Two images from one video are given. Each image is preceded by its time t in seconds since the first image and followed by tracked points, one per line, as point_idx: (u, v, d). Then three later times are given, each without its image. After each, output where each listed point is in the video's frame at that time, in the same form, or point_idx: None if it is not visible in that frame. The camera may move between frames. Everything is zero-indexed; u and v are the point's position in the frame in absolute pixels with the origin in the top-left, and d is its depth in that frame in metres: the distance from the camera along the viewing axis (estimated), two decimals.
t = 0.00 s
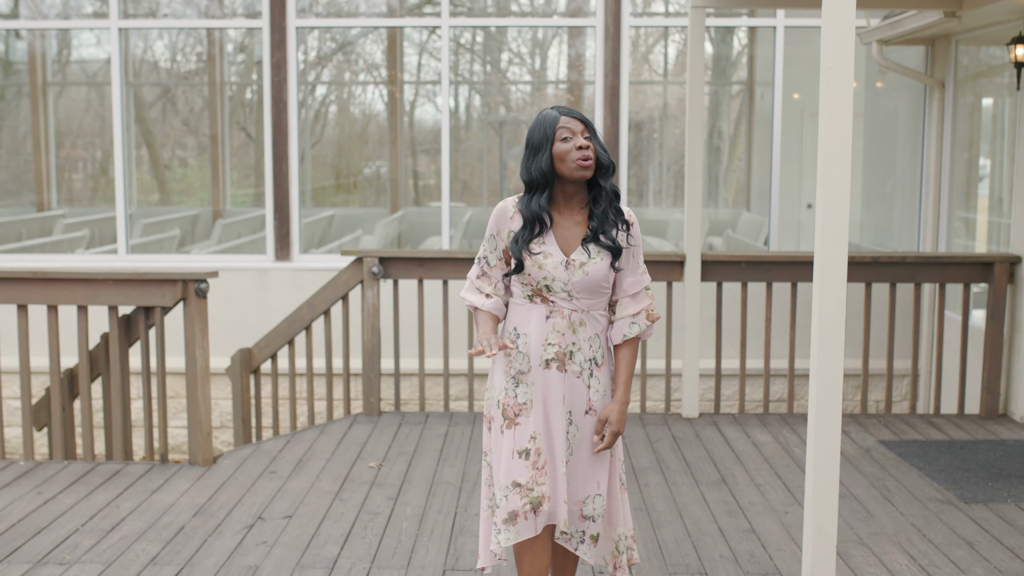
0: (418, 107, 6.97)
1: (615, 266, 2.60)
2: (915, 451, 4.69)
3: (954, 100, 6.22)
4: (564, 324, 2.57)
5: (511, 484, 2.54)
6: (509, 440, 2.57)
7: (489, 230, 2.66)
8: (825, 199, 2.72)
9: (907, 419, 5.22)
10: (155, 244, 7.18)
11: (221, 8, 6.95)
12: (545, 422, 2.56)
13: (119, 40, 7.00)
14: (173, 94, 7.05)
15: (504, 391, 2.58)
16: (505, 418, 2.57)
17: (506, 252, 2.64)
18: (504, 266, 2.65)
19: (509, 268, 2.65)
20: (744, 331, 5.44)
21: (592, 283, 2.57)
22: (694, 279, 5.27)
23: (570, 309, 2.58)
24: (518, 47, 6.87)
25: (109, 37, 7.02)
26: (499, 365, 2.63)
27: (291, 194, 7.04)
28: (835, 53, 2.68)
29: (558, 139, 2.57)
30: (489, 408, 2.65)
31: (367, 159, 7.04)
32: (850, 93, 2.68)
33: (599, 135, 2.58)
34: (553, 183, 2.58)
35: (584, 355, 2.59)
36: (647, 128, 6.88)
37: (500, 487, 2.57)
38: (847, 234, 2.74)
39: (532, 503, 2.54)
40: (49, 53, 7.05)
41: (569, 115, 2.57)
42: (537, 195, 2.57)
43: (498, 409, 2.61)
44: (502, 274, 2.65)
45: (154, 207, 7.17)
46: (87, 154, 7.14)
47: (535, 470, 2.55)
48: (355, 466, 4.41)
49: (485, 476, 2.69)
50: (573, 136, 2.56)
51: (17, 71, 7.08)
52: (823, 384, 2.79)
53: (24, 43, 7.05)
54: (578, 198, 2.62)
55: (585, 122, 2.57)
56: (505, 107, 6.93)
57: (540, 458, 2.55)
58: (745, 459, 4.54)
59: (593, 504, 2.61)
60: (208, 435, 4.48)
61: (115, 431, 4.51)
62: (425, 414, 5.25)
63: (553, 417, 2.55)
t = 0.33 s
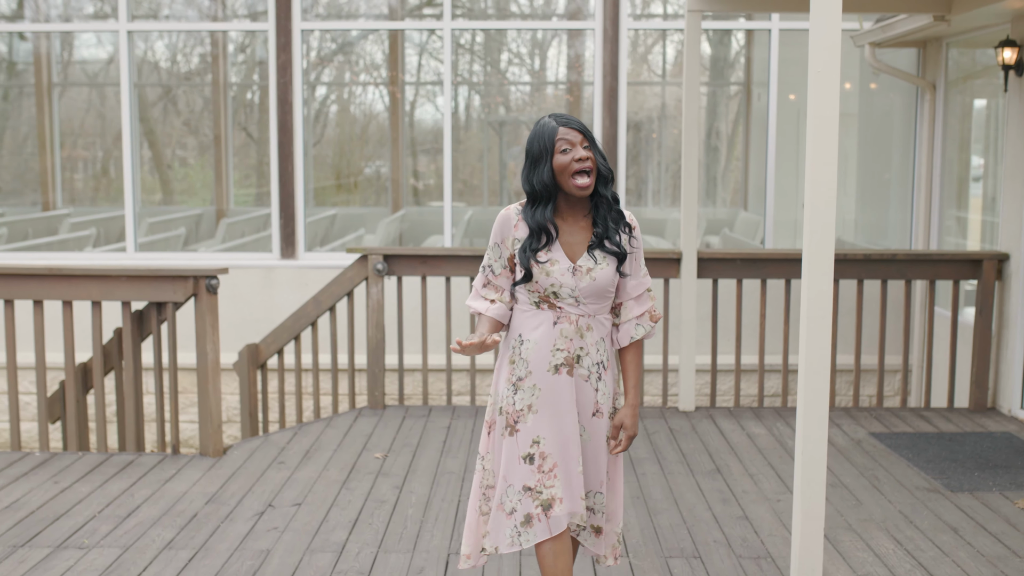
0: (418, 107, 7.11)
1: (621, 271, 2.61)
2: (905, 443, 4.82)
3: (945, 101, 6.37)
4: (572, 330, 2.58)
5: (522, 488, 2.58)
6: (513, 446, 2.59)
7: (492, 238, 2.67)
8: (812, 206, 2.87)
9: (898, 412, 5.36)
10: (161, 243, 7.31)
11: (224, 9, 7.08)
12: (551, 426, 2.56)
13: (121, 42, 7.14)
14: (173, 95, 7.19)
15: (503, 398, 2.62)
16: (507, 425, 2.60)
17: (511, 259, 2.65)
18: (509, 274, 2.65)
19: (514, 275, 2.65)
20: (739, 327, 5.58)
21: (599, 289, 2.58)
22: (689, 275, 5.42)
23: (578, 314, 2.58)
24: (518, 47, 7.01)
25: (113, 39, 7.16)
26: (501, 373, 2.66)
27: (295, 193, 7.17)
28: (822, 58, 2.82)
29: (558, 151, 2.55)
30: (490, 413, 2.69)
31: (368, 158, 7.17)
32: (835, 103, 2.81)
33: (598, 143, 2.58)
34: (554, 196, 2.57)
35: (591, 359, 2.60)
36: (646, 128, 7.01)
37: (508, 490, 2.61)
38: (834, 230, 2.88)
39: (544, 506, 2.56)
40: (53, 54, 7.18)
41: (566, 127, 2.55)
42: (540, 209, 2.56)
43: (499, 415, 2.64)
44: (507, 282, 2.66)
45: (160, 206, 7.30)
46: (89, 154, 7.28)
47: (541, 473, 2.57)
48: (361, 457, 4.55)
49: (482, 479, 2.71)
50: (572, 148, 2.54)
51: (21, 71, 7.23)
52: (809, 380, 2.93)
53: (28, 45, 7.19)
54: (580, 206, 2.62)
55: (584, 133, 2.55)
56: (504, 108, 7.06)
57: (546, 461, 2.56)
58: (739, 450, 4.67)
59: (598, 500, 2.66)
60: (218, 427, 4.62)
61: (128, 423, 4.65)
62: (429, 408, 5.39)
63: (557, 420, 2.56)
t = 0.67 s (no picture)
0: (418, 108, 7.23)
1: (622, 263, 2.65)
2: (894, 436, 4.94)
3: (935, 102, 6.49)
4: (575, 324, 2.63)
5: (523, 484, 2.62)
6: (515, 441, 2.65)
7: (490, 238, 2.68)
8: (799, 214, 2.98)
9: (888, 407, 5.49)
10: (164, 242, 7.43)
11: (226, 11, 7.20)
12: (552, 422, 2.64)
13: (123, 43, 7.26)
14: (174, 94, 7.30)
15: (506, 394, 2.66)
16: (509, 421, 2.65)
17: (512, 257, 2.66)
18: (510, 272, 2.67)
19: (516, 273, 2.68)
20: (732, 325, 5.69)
21: (601, 282, 2.62)
22: (683, 272, 5.54)
23: (581, 308, 2.63)
24: (518, 48, 7.13)
25: (114, 41, 7.28)
26: (502, 369, 2.70)
27: (298, 193, 7.29)
28: (806, 60, 2.92)
29: (552, 145, 2.61)
30: (489, 407, 2.72)
31: (369, 159, 7.29)
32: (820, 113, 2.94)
33: (592, 136, 2.63)
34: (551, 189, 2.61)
35: (594, 353, 2.64)
36: (644, 128, 7.13)
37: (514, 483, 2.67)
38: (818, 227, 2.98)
39: (543, 499, 2.64)
40: (56, 55, 7.30)
41: (559, 120, 2.61)
42: (537, 202, 2.60)
43: (501, 411, 2.68)
44: (508, 280, 2.68)
45: (163, 206, 7.42)
46: (89, 154, 7.40)
47: (543, 467, 2.64)
48: (363, 449, 4.67)
49: (483, 474, 2.74)
50: (567, 141, 2.60)
51: (24, 72, 7.35)
52: (796, 379, 3.02)
53: (31, 46, 7.32)
54: (577, 199, 2.67)
55: (577, 125, 2.61)
56: (504, 108, 7.18)
57: (547, 455, 2.64)
58: (731, 444, 4.79)
59: (603, 503, 2.65)
60: (223, 420, 4.74)
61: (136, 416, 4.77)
62: (429, 403, 5.50)
63: (562, 416, 2.63)
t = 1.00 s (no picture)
0: (418, 108, 7.35)
1: (610, 261, 2.65)
2: (881, 428, 5.07)
3: (924, 102, 6.62)
4: (564, 321, 2.64)
5: (518, 476, 2.67)
6: (509, 435, 2.66)
7: (484, 234, 2.71)
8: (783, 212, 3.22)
9: (876, 400, 5.62)
10: (167, 240, 7.57)
11: (227, 13, 7.33)
12: (547, 416, 2.65)
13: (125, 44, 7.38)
14: (174, 94, 7.43)
15: (500, 389, 2.69)
16: (503, 416, 2.67)
17: (504, 252, 2.69)
18: (504, 268, 2.70)
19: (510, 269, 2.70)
20: (725, 320, 5.82)
21: (589, 281, 2.62)
22: (676, 268, 5.67)
23: (569, 306, 2.64)
24: (517, 49, 7.25)
25: (115, 41, 7.40)
26: (497, 364, 2.73)
27: (300, 192, 7.41)
28: (789, 66, 3.13)
29: (545, 144, 2.60)
30: (488, 403, 2.75)
31: (369, 158, 7.42)
32: (802, 114, 3.17)
33: (584, 134, 2.63)
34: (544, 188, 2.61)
35: (585, 350, 2.65)
36: (642, 128, 7.26)
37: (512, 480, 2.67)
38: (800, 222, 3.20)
39: (539, 490, 2.69)
40: (59, 56, 7.43)
41: (551, 118, 2.60)
42: (531, 201, 2.61)
43: (497, 405, 2.70)
44: (503, 274, 2.70)
45: (166, 204, 7.55)
46: (90, 154, 7.52)
47: (538, 460, 2.67)
48: (364, 440, 4.80)
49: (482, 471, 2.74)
50: (560, 139, 2.59)
51: (26, 73, 7.47)
52: (779, 367, 3.23)
53: (33, 46, 7.44)
54: (569, 197, 2.67)
55: (569, 124, 2.61)
56: (502, 108, 7.31)
57: (541, 448, 2.67)
58: (722, 435, 4.91)
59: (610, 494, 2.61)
60: (227, 412, 4.87)
61: (143, 408, 4.90)
62: (428, 397, 5.63)
63: (556, 411, 2.63)
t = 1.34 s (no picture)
0: (417, 108, 7.49)
1: (594, 265, 2.64)
2: (869, 421, 5.20)
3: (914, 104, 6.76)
4: (546, 325, 2.62)
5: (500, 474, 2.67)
6: (502, 437, 2.67)
7: (472, 235, 2.68)
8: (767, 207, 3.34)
9: (865, 395, 5.75)
10: (170, 239, 7.71)
11: (229, 15, 7.46)
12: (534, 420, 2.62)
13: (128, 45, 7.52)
14: (173, 94, 7.55)
15: (491, 392, 2.68)
16: (495, 419, 2.67)
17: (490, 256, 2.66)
18: (490, 270, 2.66)
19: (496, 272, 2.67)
20: (717, 317, 5.95)
21: (572, 284, 2.61)
22: (669, 265, 5.81)
23: (551, 309, 2.62)
24: (516, 49, 7.38)
25: (115, 42, 7.53)
26: (489, 369, 2.72)
27: (302, 191, 7.55)
28: (774, 70, 3.27)
29: (540, 162, 2.57)
30: (483, 405, 2.75)
31: (368, 158, 7.55)
32: (786, 118, 3.31)
33: (578, 151, 2.62)
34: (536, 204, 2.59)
35: (569, 354, 2.62)
36: (640, 128, 7.39)
37: (499, 480, 2.68)
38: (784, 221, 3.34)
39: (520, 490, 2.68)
40: (63, 58, 7.56)
41: (546, 136, 2.57)
42: (521, 217, 2.59)
43: (489, 409, 2.70)
44: (490, 276, 2.67)
45: (169, 204, 7.68)
46: (91, 154, 7.66)
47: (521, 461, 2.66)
48: (366, 433, 4.93)
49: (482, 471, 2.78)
50: (555, 159, 2.57)
51: (29, 74, 7.60)
52: (765, 359, 3.37)
53: (37, 48, 7.57)
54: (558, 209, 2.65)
55: (564, 142, 2.58)
56: (501, 108, 7.44)
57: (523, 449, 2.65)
58: (714, 428, 5.05)
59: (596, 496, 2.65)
60: (232, 406, 5.01)
61: (150, 402, 5.04)
62: (427, 392, 5.76)
63: (546, 416, 2.59)
